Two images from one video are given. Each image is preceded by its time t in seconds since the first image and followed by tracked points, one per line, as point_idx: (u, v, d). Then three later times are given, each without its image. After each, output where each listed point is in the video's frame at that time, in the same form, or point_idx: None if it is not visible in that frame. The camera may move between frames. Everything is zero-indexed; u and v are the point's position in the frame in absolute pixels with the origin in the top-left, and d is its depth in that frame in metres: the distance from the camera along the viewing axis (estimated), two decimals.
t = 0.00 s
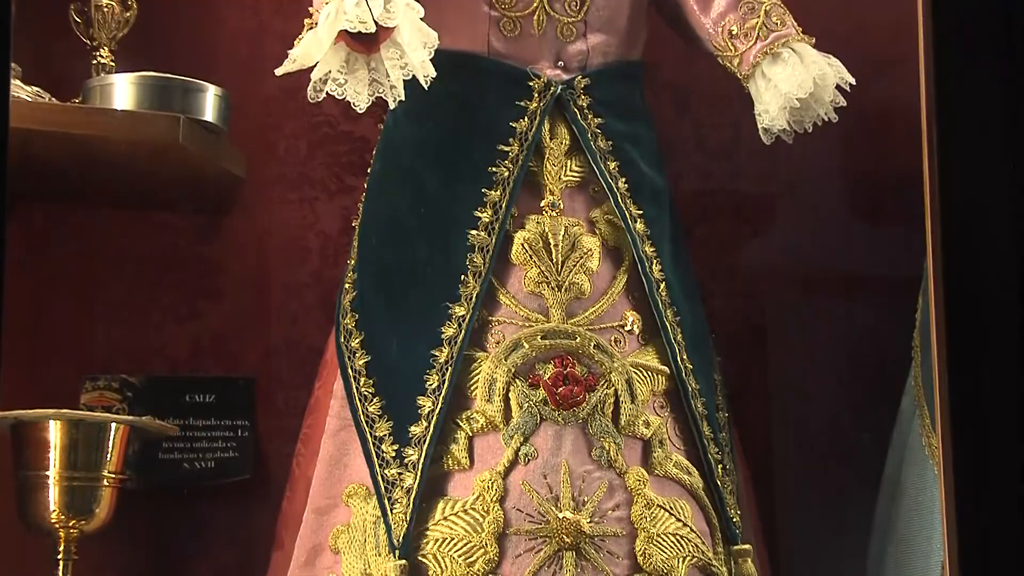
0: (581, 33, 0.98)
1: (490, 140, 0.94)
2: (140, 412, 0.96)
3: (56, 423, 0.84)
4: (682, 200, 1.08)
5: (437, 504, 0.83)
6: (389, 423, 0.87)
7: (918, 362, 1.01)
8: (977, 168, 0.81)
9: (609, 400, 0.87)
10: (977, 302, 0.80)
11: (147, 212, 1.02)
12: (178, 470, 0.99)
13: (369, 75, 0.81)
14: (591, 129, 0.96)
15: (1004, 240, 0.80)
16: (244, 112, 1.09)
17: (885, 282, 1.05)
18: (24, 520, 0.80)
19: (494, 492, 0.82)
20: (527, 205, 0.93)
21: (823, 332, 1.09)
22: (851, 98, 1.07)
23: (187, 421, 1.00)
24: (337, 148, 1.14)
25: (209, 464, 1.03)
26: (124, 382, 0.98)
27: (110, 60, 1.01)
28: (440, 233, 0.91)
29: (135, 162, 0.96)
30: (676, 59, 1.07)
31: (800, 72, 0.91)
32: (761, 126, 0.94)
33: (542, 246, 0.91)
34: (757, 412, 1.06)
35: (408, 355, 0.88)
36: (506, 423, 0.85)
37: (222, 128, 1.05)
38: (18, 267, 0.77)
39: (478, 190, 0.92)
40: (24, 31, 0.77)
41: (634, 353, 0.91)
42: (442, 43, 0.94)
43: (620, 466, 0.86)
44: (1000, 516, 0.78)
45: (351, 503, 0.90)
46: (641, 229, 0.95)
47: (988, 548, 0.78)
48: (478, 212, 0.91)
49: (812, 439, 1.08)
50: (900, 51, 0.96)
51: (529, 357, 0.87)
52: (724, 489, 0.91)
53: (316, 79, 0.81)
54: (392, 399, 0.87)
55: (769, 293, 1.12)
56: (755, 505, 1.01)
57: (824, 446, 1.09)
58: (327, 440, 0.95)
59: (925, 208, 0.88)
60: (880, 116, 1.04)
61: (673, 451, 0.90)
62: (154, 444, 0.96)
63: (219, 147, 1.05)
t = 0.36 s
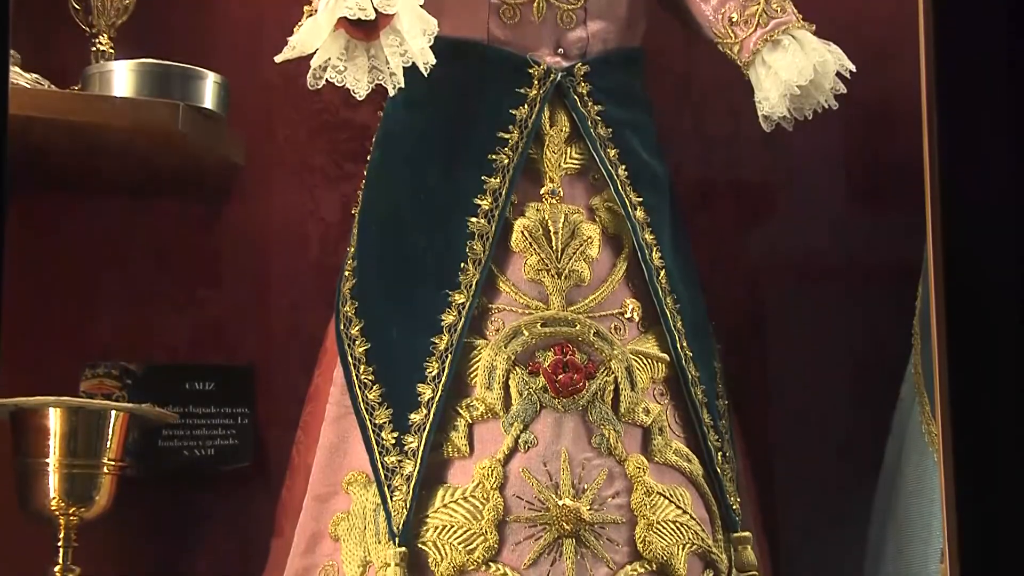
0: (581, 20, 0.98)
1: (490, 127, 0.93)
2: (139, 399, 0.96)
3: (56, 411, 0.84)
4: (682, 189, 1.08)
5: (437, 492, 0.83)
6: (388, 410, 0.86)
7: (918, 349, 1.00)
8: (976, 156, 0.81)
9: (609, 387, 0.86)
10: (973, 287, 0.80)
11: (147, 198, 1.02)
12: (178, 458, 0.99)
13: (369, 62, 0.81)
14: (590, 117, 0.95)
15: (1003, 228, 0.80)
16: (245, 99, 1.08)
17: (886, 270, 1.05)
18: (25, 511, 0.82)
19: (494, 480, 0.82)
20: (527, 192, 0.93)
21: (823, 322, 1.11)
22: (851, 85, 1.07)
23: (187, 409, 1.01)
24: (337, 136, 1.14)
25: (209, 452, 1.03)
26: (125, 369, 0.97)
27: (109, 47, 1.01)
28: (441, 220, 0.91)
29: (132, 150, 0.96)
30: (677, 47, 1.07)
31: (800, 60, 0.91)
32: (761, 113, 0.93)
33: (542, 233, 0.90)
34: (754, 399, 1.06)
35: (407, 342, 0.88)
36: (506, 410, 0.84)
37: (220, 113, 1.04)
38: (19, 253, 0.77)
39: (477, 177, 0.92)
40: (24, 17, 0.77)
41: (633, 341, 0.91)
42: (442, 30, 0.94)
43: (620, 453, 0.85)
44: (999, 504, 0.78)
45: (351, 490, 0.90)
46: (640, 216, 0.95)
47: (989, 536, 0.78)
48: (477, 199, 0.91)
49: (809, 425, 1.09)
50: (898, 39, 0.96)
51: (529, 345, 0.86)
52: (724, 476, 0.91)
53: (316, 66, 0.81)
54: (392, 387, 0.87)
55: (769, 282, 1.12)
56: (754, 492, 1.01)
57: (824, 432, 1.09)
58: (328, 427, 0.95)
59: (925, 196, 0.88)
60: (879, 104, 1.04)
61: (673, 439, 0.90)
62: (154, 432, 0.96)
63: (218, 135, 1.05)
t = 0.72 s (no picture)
0: (580, 7, 0.98)
1: (489, 115, 0.93)
2: (139, 386, 0.97)
3: (55, 398, 0.84)
4: (682, 177, 1.08)
5: (436, 479, 0.83)
6: (388, 398, 0.86)
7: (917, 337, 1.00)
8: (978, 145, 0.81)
9: (609, 374, 0.86)
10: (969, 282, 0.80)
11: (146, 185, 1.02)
12: (178, 446, 1.00)
13: (368, 49, 0.81)
14: (590, 104, 0.95)
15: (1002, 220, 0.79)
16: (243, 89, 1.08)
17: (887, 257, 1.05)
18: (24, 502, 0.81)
19: (493, 467, 0.82)
20: (526, 179, 0.93)
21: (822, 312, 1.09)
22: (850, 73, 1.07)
23: (186, 397, 1.01)
24: (336, 124, 1.15)
25: (209, 440, 1.04)
26: (124, 357, 0.97)
27: (108, 34, 1.00)
28: (440, 208, 0.91)
29: (131, 138, 0.96)
30: (676, 34, 1.07)
31: (800, 47, 0.90)
32: (761, 101, 0.93)
33: (541, 221, 0.90)
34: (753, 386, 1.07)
35: (406, 329, 0.87)
36: (504, 398, 0.84)
37: (220, 101, 1.04)
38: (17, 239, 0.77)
39: (477, 165, 0.92)
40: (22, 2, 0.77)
41: (633, 328, 0.90)
42: (442, 17, 0.93)
43: (619, 441, 0.85)
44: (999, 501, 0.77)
45: (351, 478, 0.90)
46: (640, 204, 0.95)
47: (988, 534, 0.77)
48: (477, 186, 0.91)
49: (807, 417, 1.08)
50: (898, 27, 0.96)
51: (529, 333, 0.86)
52: (723, 463, 0.91)
53: (315, 53, 0.81)
54: (392, 374, 0.87)
55: (769, 274, 1.11)
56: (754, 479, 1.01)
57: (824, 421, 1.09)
58: (327, 415, 0.95)
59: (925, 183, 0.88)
60: (879, 92, 1.04)
61: (672, 427, 0.90)
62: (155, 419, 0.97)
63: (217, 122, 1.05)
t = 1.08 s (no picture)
0: None
1: (489, 100, 0.93)
2: (140, 370, 0.97)
3: (55, 384, 0.85)
4: (682, 162, 1.08)
5: (436, 465, 0.83)
6: (388, 383, 0.86)
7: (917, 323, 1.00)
8: (979, 136, 0.80)
9: (609, 360, 0.86)
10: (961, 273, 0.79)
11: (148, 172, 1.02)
12: (178, 431, 1.00)
13: (368, 35, 0.80)
14: (590, 89, 0.95)
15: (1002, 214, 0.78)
16: (242, 73, 1.07)
17: (884, 243, 1.05)
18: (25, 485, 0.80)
19: (493, 453, 0.82)
20: (526, 164, 0.93)
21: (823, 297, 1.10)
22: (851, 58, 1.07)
23: (186, 381, 1.01)
24: (336, 109, 1.15)
25: (209, 425, 1.04)
26: (124, 343, 0.98)
27: (107, 19, 0.99)
28: (440, 193, 0.91)
29: (131, 122, 0.95)
30: (676, 20, 1.07)
31: (800, 32, 0.90)
32: (761, 86, 0.93)
33: (541, 206, 0.90)
34: (752, 371, 1.07)
35: (406, 314, 0.87)
36: (505, 383, 0.84)
37: (219, 86, 1.03)
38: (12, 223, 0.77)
39: (477, 150, 0.91)
40: None
41: (632, 314, 0.90)
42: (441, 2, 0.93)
43: (620, 426, 0.85)
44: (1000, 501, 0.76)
45: (351, 463, 0.90)
46: (640, 189, 0.94)
47: (988, 534, 0.76)
48: (477, 171, 0.91)
49: (806, 404, 1.08)
50: (898, 11, 0.96)
51: (529, 318, 0.86)
52: (723, 448, 0.91)
53: (315, 38, 0.80)
54: (392, 360, 0.86)
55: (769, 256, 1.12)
56: (754, 465, 1.02)
57: (825, 407, 1.08)
58: (327, 400, 0.95)
59: (925, 169, 0.87)
60: (879, 77, 1.04)
61: (672, 412, 0.90)
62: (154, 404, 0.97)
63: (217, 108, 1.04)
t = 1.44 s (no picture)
0: None
1: (489, 89, 0.93)
2: (140, 360, 0.98)
3: (55, 372, 0.84)
4: (682, 152, 1.08)
5: (436, 454, 0.82)
6: (387, 372, 0.85)
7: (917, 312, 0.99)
8: (983, 126, 0.79)
9: (609, 349, 0.86)
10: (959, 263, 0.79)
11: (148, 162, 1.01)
12: (178, 421, 1.00)
13: (367, 23, 0.80)
14: (589, 78, 0.94)
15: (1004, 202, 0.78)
16: (242, 59, 1.06)
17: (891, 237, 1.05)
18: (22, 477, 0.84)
19: (492, 442, 0.81)
20: (526, 153, 0.92)
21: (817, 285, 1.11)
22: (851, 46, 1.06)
23: (185, 370, 1.02)
24: (333, 98, 1.15)
25: (209, 414, 1.04)
26: (124, 331, 0.98)
27: (105, 7, 0.99)
28: (440, 182, 0.90)
29: (128, 112, 0.96)
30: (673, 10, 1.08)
31: (800, 21, 0.89)
32: (761, 75, 0.93)
33: (541, 195, 0.90)
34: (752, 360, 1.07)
35: (406, 303, 0.87)
36: (504, 372, 0.84)
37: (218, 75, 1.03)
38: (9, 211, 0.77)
39: (477, 139, 0.91)
40: None
41: (632, 303, 0.90)
42: None
43: (619, 415, 0.85)
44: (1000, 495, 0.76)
45: (351, 452, 0.90)
46: (640, 178, 0.94)
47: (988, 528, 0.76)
48: (477, 160, 0.90)
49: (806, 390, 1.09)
50: None
51: (528, 307, 0.86)
52: (723, 437, 0.91)
53: (315, 27, 0.80)
54: (392, 349, 0.86)
55: (769, 246, 1.12)
56: (754, 453, 1.02)
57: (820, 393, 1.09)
58: (327, 389, 0.95)
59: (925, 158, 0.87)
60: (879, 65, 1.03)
61: (672, 401, 0.90)
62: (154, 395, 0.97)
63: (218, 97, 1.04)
